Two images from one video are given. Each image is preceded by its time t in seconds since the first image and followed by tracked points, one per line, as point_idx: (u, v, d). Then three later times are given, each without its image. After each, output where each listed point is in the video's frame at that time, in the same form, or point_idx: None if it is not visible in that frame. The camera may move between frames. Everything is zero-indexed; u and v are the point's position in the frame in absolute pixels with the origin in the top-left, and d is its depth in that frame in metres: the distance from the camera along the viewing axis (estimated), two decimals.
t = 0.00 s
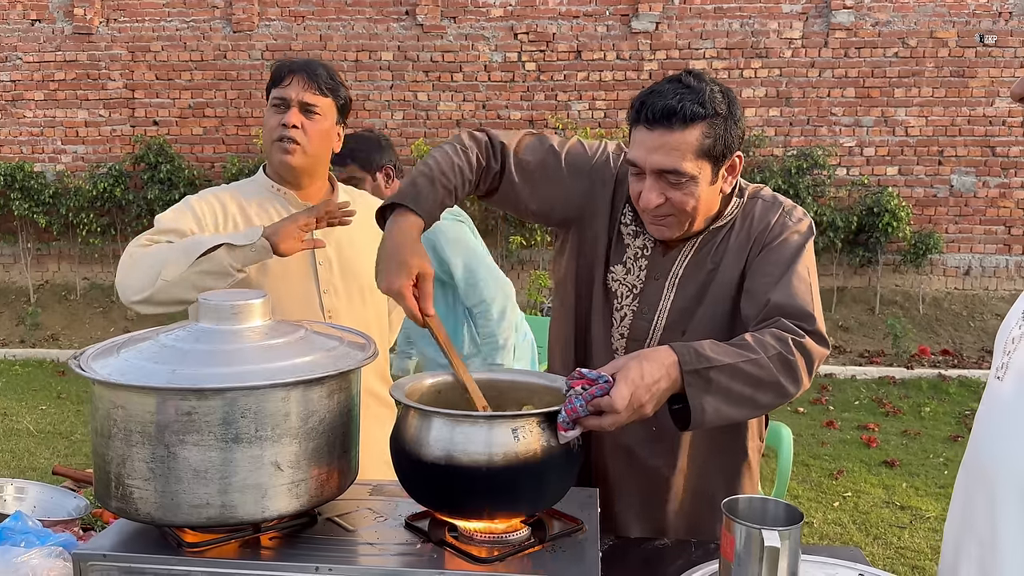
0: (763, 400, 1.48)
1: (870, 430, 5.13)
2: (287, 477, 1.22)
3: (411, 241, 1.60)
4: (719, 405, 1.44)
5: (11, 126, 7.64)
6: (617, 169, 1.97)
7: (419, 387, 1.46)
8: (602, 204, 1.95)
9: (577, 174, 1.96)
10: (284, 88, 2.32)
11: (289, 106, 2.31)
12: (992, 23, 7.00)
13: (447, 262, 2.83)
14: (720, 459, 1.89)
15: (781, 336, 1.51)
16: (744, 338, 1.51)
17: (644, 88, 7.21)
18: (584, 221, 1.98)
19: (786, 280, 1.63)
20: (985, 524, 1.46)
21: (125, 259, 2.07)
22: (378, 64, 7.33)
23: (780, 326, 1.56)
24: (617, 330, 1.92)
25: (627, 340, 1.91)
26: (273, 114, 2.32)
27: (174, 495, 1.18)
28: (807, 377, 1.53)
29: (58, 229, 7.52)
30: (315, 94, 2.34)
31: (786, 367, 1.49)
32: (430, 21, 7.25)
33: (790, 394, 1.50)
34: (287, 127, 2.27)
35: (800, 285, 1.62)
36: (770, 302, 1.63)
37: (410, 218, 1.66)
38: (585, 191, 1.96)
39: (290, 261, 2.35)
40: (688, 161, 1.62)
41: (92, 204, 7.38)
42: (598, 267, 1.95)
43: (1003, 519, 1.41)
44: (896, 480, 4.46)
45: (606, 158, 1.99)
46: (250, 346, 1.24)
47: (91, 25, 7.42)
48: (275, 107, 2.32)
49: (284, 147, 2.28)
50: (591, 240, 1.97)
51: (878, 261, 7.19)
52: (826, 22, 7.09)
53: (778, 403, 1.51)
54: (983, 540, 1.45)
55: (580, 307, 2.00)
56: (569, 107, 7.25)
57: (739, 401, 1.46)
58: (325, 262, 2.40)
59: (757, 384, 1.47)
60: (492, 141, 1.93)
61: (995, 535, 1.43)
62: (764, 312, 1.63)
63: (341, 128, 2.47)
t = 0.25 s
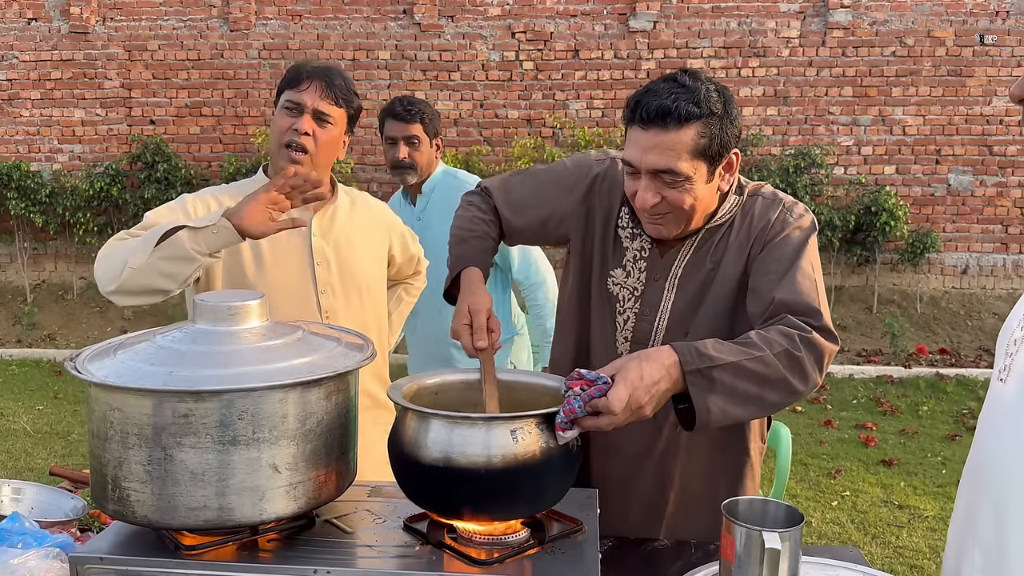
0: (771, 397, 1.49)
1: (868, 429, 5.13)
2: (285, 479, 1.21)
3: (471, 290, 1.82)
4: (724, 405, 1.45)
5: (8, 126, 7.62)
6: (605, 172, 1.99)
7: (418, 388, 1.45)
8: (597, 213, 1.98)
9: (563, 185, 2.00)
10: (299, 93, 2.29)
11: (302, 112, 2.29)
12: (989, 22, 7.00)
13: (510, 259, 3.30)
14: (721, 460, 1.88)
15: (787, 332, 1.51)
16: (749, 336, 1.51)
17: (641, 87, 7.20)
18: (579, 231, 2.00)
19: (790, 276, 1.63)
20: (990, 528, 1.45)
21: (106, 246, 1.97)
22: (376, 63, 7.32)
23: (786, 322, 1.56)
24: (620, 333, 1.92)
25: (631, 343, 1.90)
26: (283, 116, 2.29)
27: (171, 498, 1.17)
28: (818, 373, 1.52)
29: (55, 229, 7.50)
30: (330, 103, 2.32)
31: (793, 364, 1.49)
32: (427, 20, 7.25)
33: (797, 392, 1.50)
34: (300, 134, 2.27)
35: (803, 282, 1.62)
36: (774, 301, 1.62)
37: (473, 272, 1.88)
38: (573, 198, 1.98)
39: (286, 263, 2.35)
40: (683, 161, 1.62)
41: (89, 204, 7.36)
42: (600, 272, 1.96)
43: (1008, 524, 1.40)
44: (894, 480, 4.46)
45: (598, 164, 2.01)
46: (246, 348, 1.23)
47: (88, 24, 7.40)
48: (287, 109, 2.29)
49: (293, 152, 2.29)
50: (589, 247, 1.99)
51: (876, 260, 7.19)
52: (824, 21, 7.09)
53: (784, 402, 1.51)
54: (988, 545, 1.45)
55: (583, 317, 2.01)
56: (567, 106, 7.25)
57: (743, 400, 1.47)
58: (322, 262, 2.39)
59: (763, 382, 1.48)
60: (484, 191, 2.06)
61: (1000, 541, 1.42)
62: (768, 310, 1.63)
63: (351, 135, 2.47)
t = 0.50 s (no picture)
0: (773, 400, 1.48)
1: (867, 429, 5.14)
2: (285, 484, 1.21)
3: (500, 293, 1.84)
4: (726, 408, 1.45)
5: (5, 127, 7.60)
6: (598, 182, 2.02)
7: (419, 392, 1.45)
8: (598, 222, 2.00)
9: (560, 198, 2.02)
10: (313, 102, 2.29)
11: (317, 121, 2.29)
12: (987, 22, 7.01)
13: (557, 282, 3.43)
14: (722, 465, 1.88)
15: (787, 335, 1.52)
16: (749, 339, 1.51)
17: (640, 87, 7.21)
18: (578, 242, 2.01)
19: (788, 280, 1.63)
20: (994, 530, 1.45)
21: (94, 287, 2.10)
22: (374, 64, 7.32)
23: (785, 325, 1.56)
24: (619, 341, 1.91)
25: (630, 350, 1.90)
26: (298, 126, 2.29)
27: (171, 503, 1.17)
28: (818, 375, 1.52)
29: (53, 230, 7.48)
30: (342, 110, 2.33)
31: (794, 367, 1.49)
32: (425, 21, 7.24)
33: (799, 395, 1.50)
34: (318, 144, 2.28)
35: (802, 287, 1.62)
36: (772, 305, 1.62)
37: (503, 279, 1.89)
38: (570, 210, 1.99)
39: (296, 269, 2.35)
40: (676, 163, 1.62)
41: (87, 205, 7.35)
42: (597, 281, 1.97)
43: (1012, 526, 1.40)
44: (893, 480, 4.47)
45: (592, 175, 2.05)
46: (245, 352, 1.23)
47: (86, 25, 7.39)
48: (301, 119, 2.29)
49: (313, 162, 2.30)
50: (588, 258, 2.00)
51: (874, 261, 7.19)
52: (822, 22, 7.09)
53: (785, 406, 1.51)
54: (992, 546, 1.44)
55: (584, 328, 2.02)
56: (565, 107, 7.25)
57: (744, 404, 1.47)
58: (334, 267, 2.40)
59: (764, 385, 1.48)
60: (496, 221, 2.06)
61: (1005, 542, 1.42)
62: (767, 315, 1.62)
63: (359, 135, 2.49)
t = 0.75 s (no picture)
0: (774, 400, 1.48)
1: (866, 430, 5.14)
2: (287, 486, 1.21)
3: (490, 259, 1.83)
4: (727, 408, 1.45)
5: (4, 128, 7.60)
6: (604, 179, 2.04)
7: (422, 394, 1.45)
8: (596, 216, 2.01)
9: (564, 190, 2.05)
10: (282, 108, 2.28)
11: (292, 126, 2.29)
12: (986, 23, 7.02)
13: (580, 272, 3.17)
14: (725, 469, 1.88)
15: (787, 335, 1.52)
16: (750, 339, 1.51)
17: (639, 88, 7.21)
18: (577, 234, 2.02)
19: (790, 282, 1.63)
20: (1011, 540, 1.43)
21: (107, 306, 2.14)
22: (373, 64, 7.31)
23: (785, 325, 1.56)
24: (620, 336, 1.91)
25: (630, 347, 1.90)
26: (276, 136, 2.31)
27: (173, 505, 1.17)
28: (818, 375, 1.53)
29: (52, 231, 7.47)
30: (313, 107, 2.31)
31: (795, 367, 1.49)
32: (425, 21, 7.25)
33: (799, 396, 1.50)
34: (300, 150, 2.29)
35: (803, 288, 1.62)
36: (773, 305, 1.62)
37: (494, 240, 1.90)
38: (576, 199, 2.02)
39: (300, 270, 2.35)
40: (679, 161, 1.62)
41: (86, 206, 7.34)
42: (599, 276, 1.97)
43: None
44: (892, 481, 4.47)
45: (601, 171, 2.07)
46: (247, 355, 1.23)
47: (84, 26, 7.39)
48: (277, 128, 2.30)
49: (303, 167, 2.31)
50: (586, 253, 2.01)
51: (873, 261, 7.19)
52: (821, 23, 7.10)
53: (787, 407, 1.51)
54: (1009, 556, 1.43)
55: (583, 323, 2.01)
56: (564, 108, 7.26)
57: (746, 404, 1.47)
58: (336, 268, 2.40)
59: (766, 385, 1.48)
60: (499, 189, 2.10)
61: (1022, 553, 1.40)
62: (768, 314, 1.63)
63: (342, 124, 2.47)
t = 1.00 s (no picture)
0: (774, 402, 1.48)
1: (866, 431, 5.14)
2: (288, 486, 1.21)
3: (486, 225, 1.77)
4: (728, 409, 1.45)
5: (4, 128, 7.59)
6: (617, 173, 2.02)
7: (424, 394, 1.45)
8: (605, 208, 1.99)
9: (575, 179, 2.02)
10: (258, 113, 2.31)
11: (271, 129, 2.31)
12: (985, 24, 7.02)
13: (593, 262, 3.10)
14: (725, 471, 1.88)
15: (789, 337, 1.52)
16: (752, 341, 1.51)
17: (638, 89, 7.22)
18: (582, 223, 2.01)
19: (794, 284, 1.63)
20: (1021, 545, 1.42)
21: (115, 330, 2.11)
22: (373, 65, 7.31)
23: (788, 327, 1.56)
24: (622, 333, 1.91)
25: (631, 344, 1.90)
26: (260, 141, 2.33)
27: (174, 505, 1.16)
28: (819, 377, 1.53)
29: (51, 232, 7.46)
30: (289, 106, 2.32)
31: (797, 370, 1.49)
32: (424, 22, 7.25)
33: (799, 397, 1.50)
34: (281, 151, 2.30)
35: (808, 290, 1.62)
36: (776, 307, 1.62)
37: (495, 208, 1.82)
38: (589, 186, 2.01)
39: (299, 270, 2.36)
40: (687, 161, 1.62)
41: (86, 206, 7.34)
42: (603, 270, 1.96)
43: None
44: (892, 481, 4.47)
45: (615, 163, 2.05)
46: (248, 355, 1.23)
47: (84, 26, 7.38)
48: (259, 134, 2.33)
49: (287, 167, 2.32)
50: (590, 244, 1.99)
51: (873, 261, 7.19)
52: (821, 23, 7.10)
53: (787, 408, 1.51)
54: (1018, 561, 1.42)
55: (584, 313, 2.01)
56: (564, 109, 7.26)
57: (747, 405, 1.47)
58: (335, 268, 2.40)
59: (767, 387, 1.48)
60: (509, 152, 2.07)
61: None
62: (771, 315, 1.63)
63: (325, 120, 2.48)
